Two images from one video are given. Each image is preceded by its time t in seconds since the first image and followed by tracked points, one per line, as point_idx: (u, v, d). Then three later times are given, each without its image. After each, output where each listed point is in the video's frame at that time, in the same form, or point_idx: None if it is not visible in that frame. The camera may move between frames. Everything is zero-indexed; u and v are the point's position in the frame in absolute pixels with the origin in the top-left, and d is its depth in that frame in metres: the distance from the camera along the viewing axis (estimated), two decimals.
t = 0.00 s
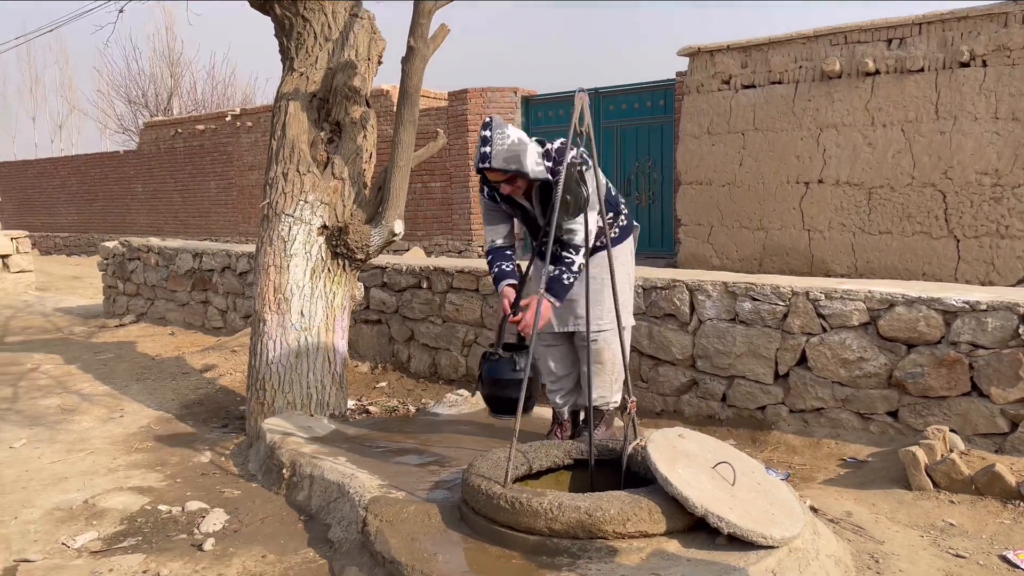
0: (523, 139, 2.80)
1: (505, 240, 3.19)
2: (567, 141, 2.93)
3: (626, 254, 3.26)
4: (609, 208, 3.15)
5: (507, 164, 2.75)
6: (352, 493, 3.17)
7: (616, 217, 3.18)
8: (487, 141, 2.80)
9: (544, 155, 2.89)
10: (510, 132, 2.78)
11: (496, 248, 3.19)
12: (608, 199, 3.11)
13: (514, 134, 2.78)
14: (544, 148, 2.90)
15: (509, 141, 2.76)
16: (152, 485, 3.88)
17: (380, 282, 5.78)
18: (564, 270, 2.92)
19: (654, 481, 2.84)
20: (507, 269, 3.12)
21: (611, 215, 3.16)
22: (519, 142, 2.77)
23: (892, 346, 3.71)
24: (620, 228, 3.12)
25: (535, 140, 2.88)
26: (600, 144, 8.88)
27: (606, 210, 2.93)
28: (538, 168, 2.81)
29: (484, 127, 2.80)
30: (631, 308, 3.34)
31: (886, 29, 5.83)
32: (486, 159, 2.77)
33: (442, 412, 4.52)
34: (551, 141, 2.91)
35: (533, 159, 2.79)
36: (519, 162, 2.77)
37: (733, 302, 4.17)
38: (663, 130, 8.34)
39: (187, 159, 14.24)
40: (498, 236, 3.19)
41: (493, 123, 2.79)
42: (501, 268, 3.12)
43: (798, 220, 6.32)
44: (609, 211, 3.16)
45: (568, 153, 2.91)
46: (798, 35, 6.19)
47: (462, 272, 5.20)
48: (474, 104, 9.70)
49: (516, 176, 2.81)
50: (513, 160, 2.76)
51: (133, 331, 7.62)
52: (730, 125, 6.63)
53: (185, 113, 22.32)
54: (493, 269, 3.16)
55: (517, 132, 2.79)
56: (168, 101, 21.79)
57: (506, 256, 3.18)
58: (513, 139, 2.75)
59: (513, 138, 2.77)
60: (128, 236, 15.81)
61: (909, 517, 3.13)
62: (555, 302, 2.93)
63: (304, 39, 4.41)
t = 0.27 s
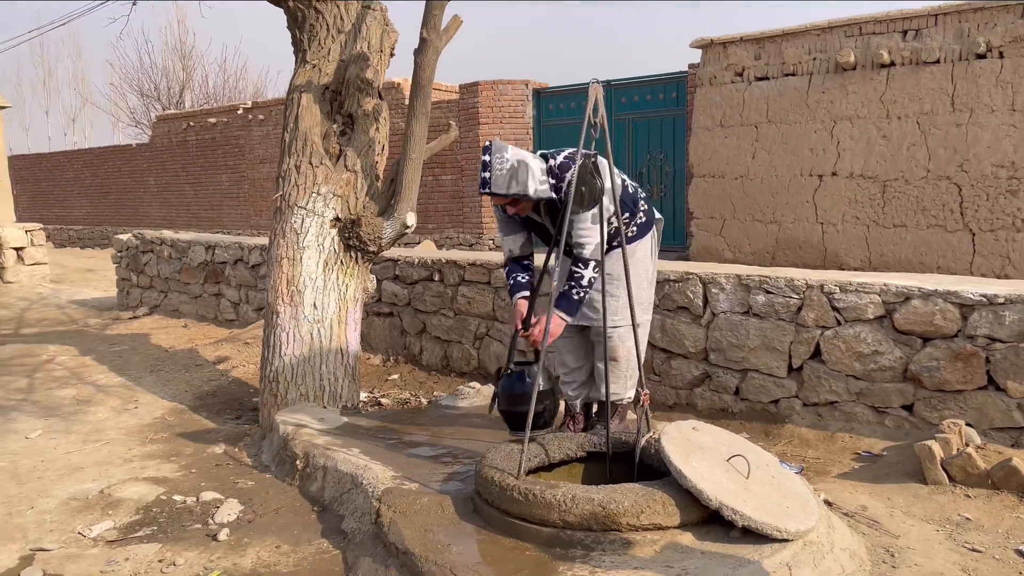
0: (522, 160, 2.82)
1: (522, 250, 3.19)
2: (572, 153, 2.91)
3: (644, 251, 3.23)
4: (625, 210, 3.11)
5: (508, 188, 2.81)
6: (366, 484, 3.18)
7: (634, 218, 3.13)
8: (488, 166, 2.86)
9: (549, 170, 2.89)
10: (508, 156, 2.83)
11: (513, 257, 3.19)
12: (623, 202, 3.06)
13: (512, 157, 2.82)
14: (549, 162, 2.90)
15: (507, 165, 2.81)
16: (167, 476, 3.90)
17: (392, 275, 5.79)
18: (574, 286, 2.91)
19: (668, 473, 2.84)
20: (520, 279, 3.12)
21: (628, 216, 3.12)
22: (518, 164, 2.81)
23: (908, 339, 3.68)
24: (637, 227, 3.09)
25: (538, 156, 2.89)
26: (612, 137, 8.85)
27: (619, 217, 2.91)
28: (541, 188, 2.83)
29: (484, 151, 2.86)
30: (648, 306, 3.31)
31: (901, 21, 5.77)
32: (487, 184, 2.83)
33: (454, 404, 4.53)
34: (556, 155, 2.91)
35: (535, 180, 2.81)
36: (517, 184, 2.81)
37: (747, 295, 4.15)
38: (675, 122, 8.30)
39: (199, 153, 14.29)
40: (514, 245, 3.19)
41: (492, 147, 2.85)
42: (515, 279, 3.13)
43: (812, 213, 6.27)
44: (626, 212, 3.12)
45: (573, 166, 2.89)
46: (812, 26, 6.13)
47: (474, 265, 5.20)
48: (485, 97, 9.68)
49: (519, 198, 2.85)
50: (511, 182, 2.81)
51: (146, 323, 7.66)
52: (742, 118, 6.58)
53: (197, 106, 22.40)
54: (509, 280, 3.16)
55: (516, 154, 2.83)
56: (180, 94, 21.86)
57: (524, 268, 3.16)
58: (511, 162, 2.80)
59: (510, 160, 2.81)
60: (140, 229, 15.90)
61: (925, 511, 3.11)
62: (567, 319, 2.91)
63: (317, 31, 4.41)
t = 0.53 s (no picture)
0: (520, 189, 2.84)
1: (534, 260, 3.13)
2: (573, 175, 2.92)
3: (660, 254, 3.24)
4: (639, 216, 3.10)
5: (507, 219, 2.85)
6: (376, 480, 3.20)
7: (647, 223, 3.13)
8: (487, 194, 2.88)
9: (551, 192, 2.92)
10: (506, 186, 2.83)
11: (529, 267, 3.13)
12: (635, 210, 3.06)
13: (510, 187, 2.83)
14: (550, 184, 2.91)
15: (506, 196, 2.83)
16: (179, 471, 3.94)
17: (401, 270, 5.80)
18: (590, 304, 2.99)
19: (678, 471, 2.84)
20: (536, 288, 3.08)
21: (641, 222, 3.11)
22: (517, 195, 2.83)
23: (918, 337, 3.67)
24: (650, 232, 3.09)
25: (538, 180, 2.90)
26: (621, 132, 8.83)
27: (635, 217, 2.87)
28: (542, 214, 2.89)
29: (482, 180, 2.87)
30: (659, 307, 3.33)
31: (913, 14, 5.72)
32: (488, 215, 2.88)
33: (463, 400, 4.55)
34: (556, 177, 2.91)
35: (534, 209, 2.87)
36: (516, 214, 2.84)
37: (757, 292, 4.14)
38: (685, 116, 8.28)
39: (209, 147, 14.33)
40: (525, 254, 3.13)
41: (489, 176, 2.86)
42: (530, 288, 3.09)
43: (821, 208, 6.24)
44: (639, 217, 3.10)
45: (575, 189, 2.91)
46: (823, 20, 6.08)
47: (483, 261, 5.20)
48: (494, 91, 9.67)
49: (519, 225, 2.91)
50: (509, 213, 2.84)
51: (157, 318, 7.71)
52: (752, 112, 6.54)
53: (207, 100, 22.46)
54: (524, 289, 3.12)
55: (514, 183, 2.83)
56: (189, 88, 21.90)
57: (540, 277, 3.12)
58: (509, 194, 2.82)
59: (507, 191, 2.83)
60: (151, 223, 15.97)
61: (935, 509, 3.11)
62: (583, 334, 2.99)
63: (326, 27, 4.41)
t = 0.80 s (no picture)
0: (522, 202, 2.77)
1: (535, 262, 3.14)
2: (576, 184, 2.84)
3: (662, 251, 3.26)
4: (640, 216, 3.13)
5: (509, 232, 2.81)
6: (380, 475, 3.20)
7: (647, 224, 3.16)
8: (490, 207, 2.82)
9: (553, 202, 2.85)
10: (507, 199, 2.77)
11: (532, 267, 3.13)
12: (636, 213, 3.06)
13: (511, 200, 2.77)
14: (551, 193, 2.83)
15: (508, 209, 2.78)
16: (183, 465, 3.95)
17: (405, 265, 5.80)
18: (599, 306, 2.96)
19: (681, 466, 2.84)
20: (538, 288, 3.10)
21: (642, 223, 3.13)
22: (518, 208, 2.78)
23: (923, 331, 3.66)
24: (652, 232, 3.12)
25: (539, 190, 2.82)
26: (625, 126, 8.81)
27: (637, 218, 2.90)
28: (545, 224, 2.84)
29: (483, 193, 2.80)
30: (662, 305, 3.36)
31: (919, 8, 5.68)
32: (491, 226, 2.84)
33: (468, 395, 4.56)
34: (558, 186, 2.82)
35: (536, 221, 2.82)
36: (519, 228, 2.80)
37: (761, 287, 4.13)
38: (690, 111, 8.25)
39: (213, 142, 14.34)
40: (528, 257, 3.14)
41: (491, 189, 2.79)
42: (534, 287, 3.11)
43: (827, 203, 6.21)
44: (640, 217, 3.12)
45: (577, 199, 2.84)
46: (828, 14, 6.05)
47: (486, 256, 5.20)
48: (498, 86, 9.65)
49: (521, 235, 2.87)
50: (511, 226, 2.80)
51: (162, 313, 7.73)
52: (757, 107, 6.51)
53: (212, 95, 22.48)
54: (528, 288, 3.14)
55: (516, 196, 2.76)
56: (194, 83, 21.92)
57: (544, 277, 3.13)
58: (511, 208, 2.76)
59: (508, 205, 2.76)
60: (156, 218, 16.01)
61: (939, 505, 3.10)
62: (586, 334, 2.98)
63: (330, 22, 4.41)
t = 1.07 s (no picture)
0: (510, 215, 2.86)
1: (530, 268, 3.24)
2: (562, 193, 2.90)
3: (654, 247, 3.32)
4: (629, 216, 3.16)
5: (502, 245, 2.90)
6: (379, 470, 3.21)
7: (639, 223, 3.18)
8: (481, 222, 2.91)
9: (542, 212, 2.93)
10: (497, 215, 2.87)
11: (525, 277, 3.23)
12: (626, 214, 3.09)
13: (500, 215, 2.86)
14: (540, 203, 2.92)
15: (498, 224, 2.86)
16: (183, 461, 3.95)
17: (405, 261, 5.80)
18: (589, 307, 3.00)
19: (680, 461, 2.84)
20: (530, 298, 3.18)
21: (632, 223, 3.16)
22: (507, 221, 2.87)
23: (923, 326, 3.65)
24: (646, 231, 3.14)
25: (528, 201, 2.91)
26: (626, 122, 8.80)
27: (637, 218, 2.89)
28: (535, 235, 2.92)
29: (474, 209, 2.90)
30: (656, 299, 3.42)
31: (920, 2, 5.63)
32: (484, 241, 2.93)
33: (468, 390, 4.56)
34: (545, 196, 2.90)
35: (529, 233, 2.91)
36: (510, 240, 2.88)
37: (761, 282, 4.12)
38: (691, 106, 8.23)
39: (214, 138, 14.34)
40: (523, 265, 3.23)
41: (480, 205, 2.88)
42: (525, 298, 3.19)
43: (828, 198, 6.19)
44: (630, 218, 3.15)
45: (565, 206, 2.91)
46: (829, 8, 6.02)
47: (486, 252, 5.20)
48: (498, 81, 9.63)
49: (514, 247, 2.95)
50: (503, 238, 2.88)
51: (163, 309, 7.74)
52: (758, 102, 6.48)
53: (213, 92, 22.47)
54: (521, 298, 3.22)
55: (504, 211, 2.87)
56: (195, 79, 21.90)
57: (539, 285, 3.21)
58: (501, 222, 2.86)
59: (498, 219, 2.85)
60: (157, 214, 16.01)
61: (938, 500, 3.10)
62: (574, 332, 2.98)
63: (329, 17, 4.40)
